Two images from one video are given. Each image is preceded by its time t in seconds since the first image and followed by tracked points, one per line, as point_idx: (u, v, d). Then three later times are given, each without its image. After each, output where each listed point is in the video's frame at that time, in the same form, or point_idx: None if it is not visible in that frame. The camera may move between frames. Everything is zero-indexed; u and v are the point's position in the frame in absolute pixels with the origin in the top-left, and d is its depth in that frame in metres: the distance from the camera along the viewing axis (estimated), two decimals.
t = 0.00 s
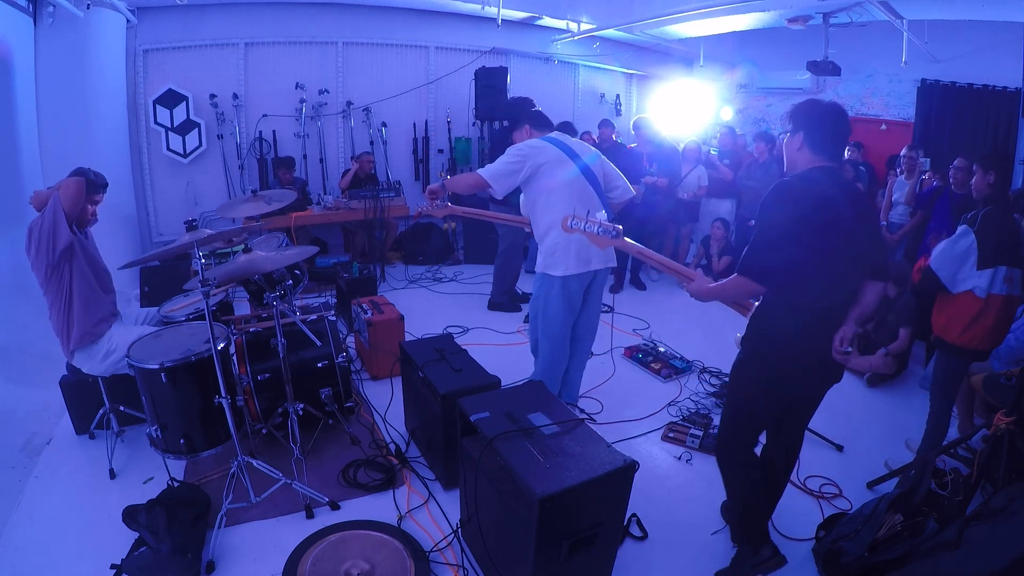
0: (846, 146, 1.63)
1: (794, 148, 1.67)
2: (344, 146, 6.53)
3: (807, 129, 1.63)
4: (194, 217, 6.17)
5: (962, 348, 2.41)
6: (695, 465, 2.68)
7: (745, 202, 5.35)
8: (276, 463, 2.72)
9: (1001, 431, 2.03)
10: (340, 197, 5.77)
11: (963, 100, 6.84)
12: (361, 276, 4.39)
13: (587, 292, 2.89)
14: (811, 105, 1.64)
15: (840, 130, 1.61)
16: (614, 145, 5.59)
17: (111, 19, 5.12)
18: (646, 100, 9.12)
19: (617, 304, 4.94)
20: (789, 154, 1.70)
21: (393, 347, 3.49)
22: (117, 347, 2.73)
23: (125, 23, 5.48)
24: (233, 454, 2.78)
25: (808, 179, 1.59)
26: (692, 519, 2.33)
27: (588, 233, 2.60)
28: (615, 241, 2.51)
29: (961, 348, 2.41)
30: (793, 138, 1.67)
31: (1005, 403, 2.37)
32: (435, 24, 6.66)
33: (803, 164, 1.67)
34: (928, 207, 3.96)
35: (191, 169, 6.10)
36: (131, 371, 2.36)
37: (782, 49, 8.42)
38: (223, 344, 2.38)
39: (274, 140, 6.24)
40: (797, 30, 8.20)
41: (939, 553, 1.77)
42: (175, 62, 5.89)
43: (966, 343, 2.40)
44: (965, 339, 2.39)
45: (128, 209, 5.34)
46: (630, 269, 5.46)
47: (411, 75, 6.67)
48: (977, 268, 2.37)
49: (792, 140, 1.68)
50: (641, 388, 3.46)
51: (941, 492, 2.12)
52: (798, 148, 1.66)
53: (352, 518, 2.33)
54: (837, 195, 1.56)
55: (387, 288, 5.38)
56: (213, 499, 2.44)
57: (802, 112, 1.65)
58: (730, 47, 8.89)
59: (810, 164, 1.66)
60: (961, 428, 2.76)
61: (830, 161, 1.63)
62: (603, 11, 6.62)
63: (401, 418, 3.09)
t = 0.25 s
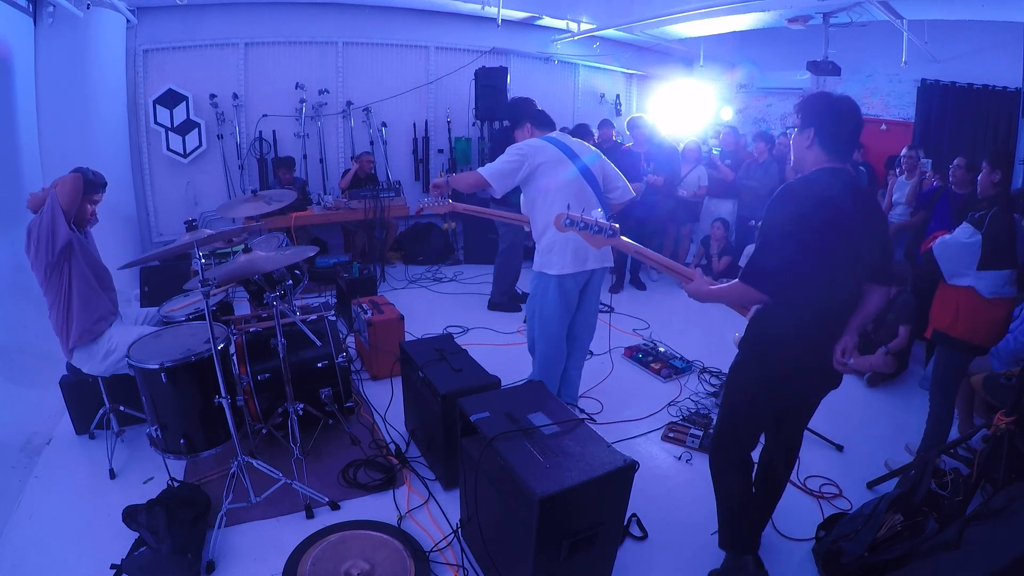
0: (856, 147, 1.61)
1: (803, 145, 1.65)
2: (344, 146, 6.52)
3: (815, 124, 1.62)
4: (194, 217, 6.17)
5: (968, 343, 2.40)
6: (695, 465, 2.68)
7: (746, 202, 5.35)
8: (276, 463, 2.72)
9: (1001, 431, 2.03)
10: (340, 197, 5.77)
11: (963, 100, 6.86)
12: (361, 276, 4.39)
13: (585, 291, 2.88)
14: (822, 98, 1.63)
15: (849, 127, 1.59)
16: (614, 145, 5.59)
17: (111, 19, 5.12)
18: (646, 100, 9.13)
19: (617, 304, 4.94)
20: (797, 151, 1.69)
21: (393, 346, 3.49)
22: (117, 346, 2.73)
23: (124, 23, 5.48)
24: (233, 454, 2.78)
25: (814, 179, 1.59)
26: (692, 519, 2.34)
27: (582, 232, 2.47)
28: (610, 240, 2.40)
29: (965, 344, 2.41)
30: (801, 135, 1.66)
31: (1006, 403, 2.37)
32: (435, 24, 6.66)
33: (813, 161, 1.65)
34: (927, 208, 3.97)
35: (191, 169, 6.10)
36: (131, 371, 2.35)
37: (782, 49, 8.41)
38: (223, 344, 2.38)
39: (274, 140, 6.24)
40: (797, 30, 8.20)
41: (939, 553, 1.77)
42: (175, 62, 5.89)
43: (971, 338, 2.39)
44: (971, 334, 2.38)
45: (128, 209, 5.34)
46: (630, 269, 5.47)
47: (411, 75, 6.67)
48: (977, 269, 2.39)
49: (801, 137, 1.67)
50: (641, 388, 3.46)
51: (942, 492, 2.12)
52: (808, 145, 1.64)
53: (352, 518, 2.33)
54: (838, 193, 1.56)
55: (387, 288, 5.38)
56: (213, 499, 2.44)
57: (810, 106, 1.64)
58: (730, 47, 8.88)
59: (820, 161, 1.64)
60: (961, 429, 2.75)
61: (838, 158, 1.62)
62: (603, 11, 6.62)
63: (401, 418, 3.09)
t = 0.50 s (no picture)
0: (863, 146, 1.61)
1: (809, 144, 1.66)
2: (344, 146, 6.52)
3: (819, 124, 1.62)
4: (194, 217, 6.16)
5: (967, 340, 2.39)
6: (695, 465, 2.68)
7: (746, 202, 5.35)
8: (276, 463, 2.72)
9: (1001, 431, 2.02)
10: (340, 197, 5.77)
11: (963, 100, 6.87)
12: (361, 276, 4.39)
13: (584, 290, 2.89)
14: (825, 94, 1.63)
15: (853, 125, 1.59)
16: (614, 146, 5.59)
17: (111, 19, 5.12)
18: (646, 100, 9.13)
19: (617, 304, 4.94)
20: (803, 151, 1.69)
21: (393, 346, 3.49)
22: (117, 347, 2.73)
23: (124, 23, 5.48)
24: (233, 454, 2.78)
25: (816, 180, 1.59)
26: (691, 519, 2.34)
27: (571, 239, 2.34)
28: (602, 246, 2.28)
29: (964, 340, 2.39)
30: (806, 134, 1.66)
31: (1006, 402, 2.37)
32: (435, 24, 6.66)
33: (818, 161, 1.66)
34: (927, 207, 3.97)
35: (191, 169, 6.10)
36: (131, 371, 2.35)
37: (782, 49, 8.40)
38: (223, 344, 2.38)
39: (274, 140, 6.24)
40: (797, 30, 8.19)
41: (939, 553, 1.79)
42: (175, 62, 5.89)
43: (969, 334, 2.38)
44: (970, 331, 2.37)
45: (127, 209, 5.34)
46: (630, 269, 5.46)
47: (411, 75, 6.66)
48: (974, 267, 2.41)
49: (806, 136, 1.67)
50: (641, 388, 3.46)
51: (942, 492, 2.12)
52: (813, 145, 1.65)
53: (352, 518, 2.33)
54: (837, 194, 1.56)
55: (387, 289, 5.38)
56: (213, 499, 2.44)
57: (813, 104, 1.64)
58: (730, 47, 8.86)
59: (825, 160, 1.65)
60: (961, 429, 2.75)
61: (842, 156, 1.62)
62: (602, 11, 6.62)
63: (401, 418, 3.09)
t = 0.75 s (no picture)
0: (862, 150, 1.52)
1: (806, 147, 1.57)
2: (344, 146, 6.52)
3: (817, 124, 1.54)
4: (194, 217, 6.16)
5: (969, 338, 2.38)
6: (695, 465, 2.68)
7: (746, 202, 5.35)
8: (276, 463, 2.72)
9: (1001, 431, 2.02)
10: (340, 197, 5.77)
11: (963, 100, 6.85)
12: (361, 276, 4.39)
13: (585, 289, 2.88)
14: (823, 90, 1.54)
15: (854, 123, 1.50)
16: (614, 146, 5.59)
17: (111, 19, 5.12)
18: (647, 100, 9.13)
19: (617, 304, 4.94)
20: (801, 154, 1.61)
21: (393, 346, 3.49)
22: (117, 347, 2.73)
23: (124, 23, 5.48)
24: (233, 454, 2.78)
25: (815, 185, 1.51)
26: (691, 518, 2.34)
27: (552, 263, 2.17)
28: (585, 267, 2.10)
29: (967, 339, 2.39)
30: (803, 135, 1.58)
31: (1006, 402, 2.36)
32: (435, 24, 6.66)
33: (817, 166, 1.57)
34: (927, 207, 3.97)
35: (191, 169, 6.10)
36: (131, 371, 2.35)
37: (782, 49, 8.40)
38: (223, 344, 2.38)
39: (274, 140, 6.24)
40: (797, 30, 8.19)
41: (939, 553, 1.80)
42: (175, 62, 5.89)
43: (972, 333, 2.38)
44: (972, 329, 2.37)
45: (127, 209, 5.34)
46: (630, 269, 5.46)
47: (411, 75, 6.67)
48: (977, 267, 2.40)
49: (803, 138, 1.58)
50: (641, 388, 3.46)
51: (942, 492, 2.12)
52: (811, 148, 1.56)
53: (352, 518, 2.33)
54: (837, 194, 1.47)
55: (387, 289, 5.38)
56: (213, 499, 2.44)
57: (813, 101, 1.56)
58: (730, 47, 8.86)
59: (824, 164, 1.55)
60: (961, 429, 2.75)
61: (844, 158, 1.52)
62: (603, 11, 6.62)
63: (401, 418, 3.09)
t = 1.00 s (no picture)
0: (862, 147, 1.48)
1: (803, 147, 1.53)
2: (344, 146, 6.52)
3: (816, 122, 1.49)
4: (194, 217, 6.16)
5: (974, 337, 2.39)
6: (695, 465, 2.68)
7: (746, 202, 5.35)
8: (276, 463, 2.72)
9: (1001, 431, 2.02)
10: (340, 197, 5.77)
11: (963, 100, 6.87)
12: (361, 276, 4.39)
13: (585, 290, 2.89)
14: (822, 85, 1.49)
15: (856, 120, 1.45)
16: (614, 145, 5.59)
17: (111, 19, 5.12)
18: (646, 100, 9.14)
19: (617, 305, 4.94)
20: (798, 154, 1.56)
21: (393, 346, 3.49)
22: (117, 347, 2.73)
23: (124, 23, 5.48)
24: (233, 453, 2.78)
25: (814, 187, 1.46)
26: (691, 518, 2.34)
27: (535, 297, 1.91)
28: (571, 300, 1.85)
29: (972, 337, 2.39)
30: (799, 134, 1.53)
31: (1005, 402, 2.36)
32: (434, 24, 6.66)
33: (817, 166, 1.52)
34: (927, 207, 3.97)
35: (191, 169, 6.10)
36: (131, 371, 2.36)
37: (782, 49, 8.40)
38: (223, 344, 2.38)
39: (274, 140, 6.24)
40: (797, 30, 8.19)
41: (939, 553, 1.79)
42: (175, 62, 5.89)
43: (976, 331, 2.38)
44: (978, 328, 2.37)
45: (127, 209, 5.33)
46: (630, 269, 5.47)
47: (411, 75, 6.66)
48: (982, 267, 2.38)
49: (799, 138, 1.54)
50: (641, 388, 3.46)
51: (942, 492, 2.12)
52: (808, 147, 1.52)
53: (352, 518, 2.34)
54: (834, 194, 1.43)
55: (387, 289, 5.38)
56: (213, 499, 2.44)
57: (810, 98, 1.51)
58: (730, 47, 8.84)
59: (824, 164, 1.51)
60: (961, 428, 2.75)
61: (844, 158, 1.49)
62: (602, 11, 6.62)
63: (401, 418, 3.09)
